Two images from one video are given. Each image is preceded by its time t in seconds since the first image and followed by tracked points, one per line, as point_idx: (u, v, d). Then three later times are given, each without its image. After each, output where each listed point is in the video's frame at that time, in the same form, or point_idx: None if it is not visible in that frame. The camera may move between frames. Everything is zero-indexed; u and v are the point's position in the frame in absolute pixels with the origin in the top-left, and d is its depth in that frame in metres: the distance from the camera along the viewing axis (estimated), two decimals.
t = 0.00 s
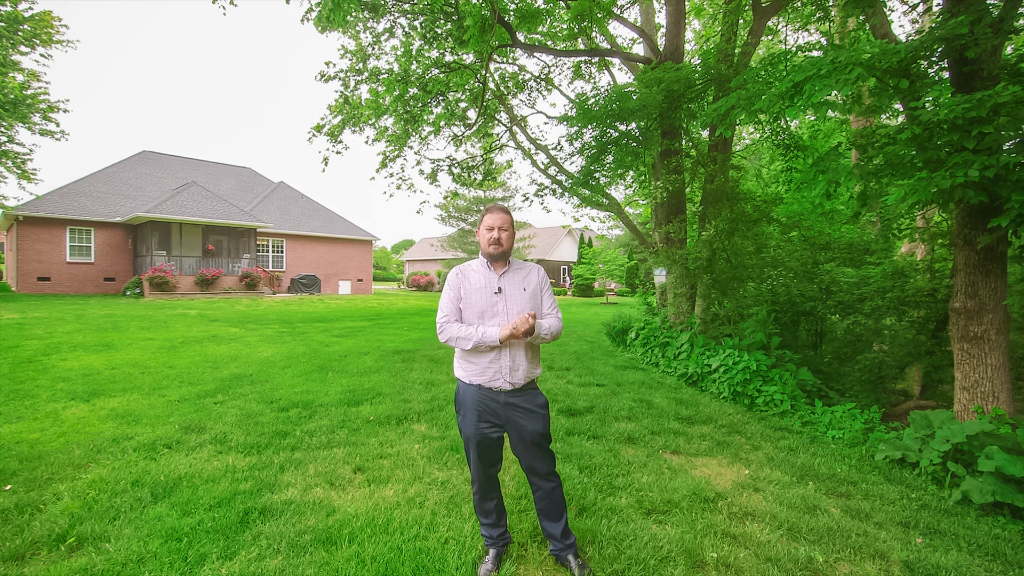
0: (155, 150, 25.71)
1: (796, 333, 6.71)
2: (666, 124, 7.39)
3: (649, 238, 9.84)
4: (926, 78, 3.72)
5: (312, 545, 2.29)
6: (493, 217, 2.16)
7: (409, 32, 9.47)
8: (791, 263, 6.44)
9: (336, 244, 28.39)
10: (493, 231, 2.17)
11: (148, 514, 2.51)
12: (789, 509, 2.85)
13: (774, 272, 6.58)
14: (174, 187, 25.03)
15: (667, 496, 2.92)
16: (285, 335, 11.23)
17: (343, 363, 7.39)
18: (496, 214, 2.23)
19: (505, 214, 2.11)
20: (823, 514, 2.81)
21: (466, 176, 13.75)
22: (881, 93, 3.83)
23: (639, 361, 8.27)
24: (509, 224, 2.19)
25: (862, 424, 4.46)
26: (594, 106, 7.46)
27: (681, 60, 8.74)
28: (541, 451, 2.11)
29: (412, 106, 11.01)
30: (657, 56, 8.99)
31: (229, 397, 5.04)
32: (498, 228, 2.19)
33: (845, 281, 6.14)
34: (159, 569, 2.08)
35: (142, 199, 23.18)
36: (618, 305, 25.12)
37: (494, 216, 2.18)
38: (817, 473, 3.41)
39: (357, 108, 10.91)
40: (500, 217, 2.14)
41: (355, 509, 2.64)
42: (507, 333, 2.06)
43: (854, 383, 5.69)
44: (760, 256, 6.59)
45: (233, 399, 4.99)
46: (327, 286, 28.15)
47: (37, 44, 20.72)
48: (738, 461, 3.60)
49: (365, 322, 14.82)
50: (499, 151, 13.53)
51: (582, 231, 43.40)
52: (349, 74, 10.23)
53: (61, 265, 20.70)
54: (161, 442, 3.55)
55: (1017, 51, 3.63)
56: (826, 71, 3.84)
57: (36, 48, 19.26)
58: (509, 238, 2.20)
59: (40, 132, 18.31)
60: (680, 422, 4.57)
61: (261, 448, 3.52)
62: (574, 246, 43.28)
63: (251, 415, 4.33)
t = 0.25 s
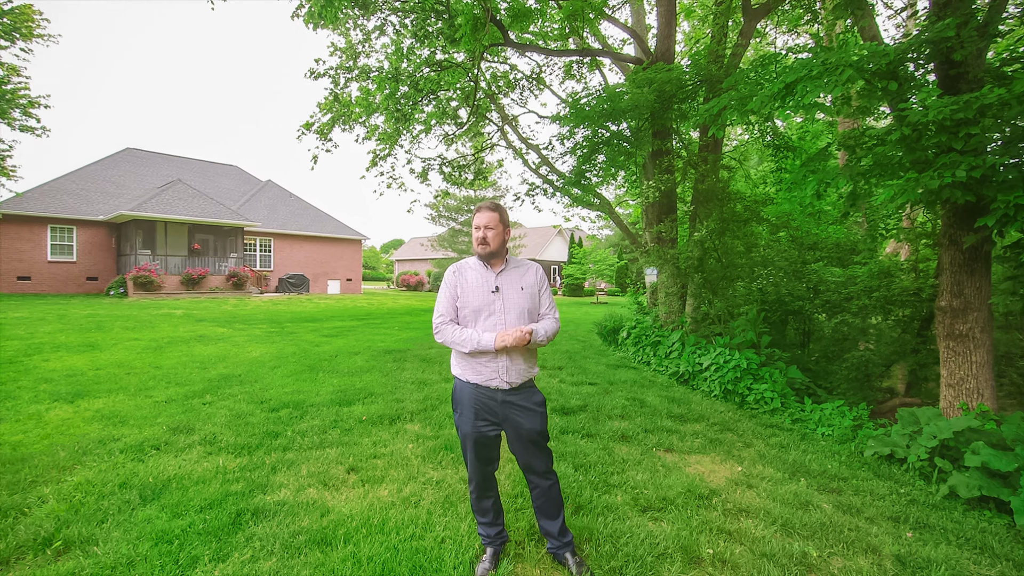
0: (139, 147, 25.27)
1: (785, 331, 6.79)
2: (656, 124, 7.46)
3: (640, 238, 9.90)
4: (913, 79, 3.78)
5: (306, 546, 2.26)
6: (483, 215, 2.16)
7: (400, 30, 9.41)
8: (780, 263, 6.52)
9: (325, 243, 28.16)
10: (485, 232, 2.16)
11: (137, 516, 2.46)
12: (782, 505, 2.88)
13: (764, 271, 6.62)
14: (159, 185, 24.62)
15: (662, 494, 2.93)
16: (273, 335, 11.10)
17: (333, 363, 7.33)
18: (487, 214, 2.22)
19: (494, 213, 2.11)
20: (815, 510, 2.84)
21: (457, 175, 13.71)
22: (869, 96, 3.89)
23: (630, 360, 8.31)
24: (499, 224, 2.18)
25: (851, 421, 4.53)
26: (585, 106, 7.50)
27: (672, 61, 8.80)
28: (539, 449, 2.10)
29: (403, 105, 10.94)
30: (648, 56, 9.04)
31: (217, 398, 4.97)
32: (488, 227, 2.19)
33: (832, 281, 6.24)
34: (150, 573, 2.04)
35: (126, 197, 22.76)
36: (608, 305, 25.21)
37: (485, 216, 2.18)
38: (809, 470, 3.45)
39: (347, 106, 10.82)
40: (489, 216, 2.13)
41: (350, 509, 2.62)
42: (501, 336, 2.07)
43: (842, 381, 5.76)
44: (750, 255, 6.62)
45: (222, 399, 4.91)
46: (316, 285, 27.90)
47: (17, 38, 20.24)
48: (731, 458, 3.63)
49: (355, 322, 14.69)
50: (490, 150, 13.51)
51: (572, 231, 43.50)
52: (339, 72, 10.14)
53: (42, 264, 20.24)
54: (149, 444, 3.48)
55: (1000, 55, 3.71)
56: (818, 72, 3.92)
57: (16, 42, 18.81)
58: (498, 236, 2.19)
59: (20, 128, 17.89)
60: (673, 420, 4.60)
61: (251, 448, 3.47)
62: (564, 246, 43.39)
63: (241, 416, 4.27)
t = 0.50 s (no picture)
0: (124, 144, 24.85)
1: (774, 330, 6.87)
2: (648, 125, 7.53)
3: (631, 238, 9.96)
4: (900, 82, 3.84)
5: (301, 547, 2.24)
6: (474, 213, 2.18)
7: (390, 28, 9.36)
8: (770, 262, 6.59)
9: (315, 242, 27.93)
10: (478, 230, 2.18)
11: (127, 518, 2.42)
12: (774, 500, 2.91)
13: (754, 271, 6.60)
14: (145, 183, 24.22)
15: (657, 491, 2.95)
16: (262, 335, 10.99)
17: (324, 363, 7.27)
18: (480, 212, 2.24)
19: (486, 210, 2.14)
20: (807, 505, 2.88)
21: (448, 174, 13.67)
22: (858, 98, 3.95)
23: (622, 359, 8.35)
24: (492, 220, 2.19)
25: (840, 418, 4.60)
26: (577, 106, 7.55)
27: (663, 61, 8.86)
28: (536, 447, 2.11)
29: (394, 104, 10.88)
30: (639, 57, 9.09)
31: (206, 398, 4.90)
32: (481, 224, 2.20)
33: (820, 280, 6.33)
34: None
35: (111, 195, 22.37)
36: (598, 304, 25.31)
37: (477, 213, 2.21)
38: (799, 466, 3.50)
39: (337, 104, 10.74)
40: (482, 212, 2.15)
41: (345, 509, 2.60)
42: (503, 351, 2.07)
43: (830, 379, 5.85)
44: (740, 255, 6.60)
45: (211, 400, 4.85)
46: (306, 285, 27.65)
47: None
48: (724, 455, 3.67)
49: (345, 322, 14.60)
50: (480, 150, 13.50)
51: (562, 231, 43.62)
52: (329, 70, 10.05)
53: (23, 263, 19.80)
54: (137, 445, 3.43)
55: (984, 59, 3.79)
56: (808, 75, 3.98)
57: None
58: (491, 233, 2.20)
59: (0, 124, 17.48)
60: (665, 418, 4.64)
61: (243, 449, 3.43)
62: (554, 246, 43.51)
63: (231, 417, 4.22)
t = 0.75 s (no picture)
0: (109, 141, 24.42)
1: (764, 329, 6.95)
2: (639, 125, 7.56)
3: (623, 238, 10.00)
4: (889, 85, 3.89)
5: (298, 548, 2.23)
6: (472, 212, 2.15)
7: (380, 26, 9.30)
8: (760, 262, 6.67)
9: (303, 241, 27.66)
10: (473, 230, 2.15)
11: (117, 521, 2.38)
12: (767, 496, 2.95)
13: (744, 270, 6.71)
14: (130, 181, 23.82)
15: (652, 488, 2.98)
16: (251, 335, 10.87)
17: (315, 364, 7.21)
18: (478, 210, 2.20)
19: (482, 211, 2.10)
20: (799, 501, 2.92)
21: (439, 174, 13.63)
22: (846, 100, 4.01)
23: (614, 359, 8.39)
24: (488, 219, 2.16)
25: (829, 415, 4.67)
26: (568, 106, 7.58)
27: (655, 62, 8.91)
28: (534, 445, 2.12)
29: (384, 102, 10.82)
30: (630, 58, 9.13)
31: (196, 399, 4.83)
32: (478, 223, 2.18)
33: (809, 280, 6.43)
34: None
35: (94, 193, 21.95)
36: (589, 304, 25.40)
37: (474, 212, 2.16)
38: (791, 462, 3.55)
39: (327, 102, 10.66)
40: (477, 212, 2.12)
41: (340, 509, 2.58)
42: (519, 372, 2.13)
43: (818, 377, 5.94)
44: (730, 255, 6.71)
45: (201, 401, 4.78)
46: (295, 285, 27.39)
47: None
48: (717, 453, 3.70)
49: (335, 322, 14.48)
50: (471, 149, 13.46)
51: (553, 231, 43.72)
52: (319, 67, 9.97)
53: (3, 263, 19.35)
54: (126, 447, 3.37)
55: (969, 63, 3.87)
56: (799, 76, 4.02)
57: None
58: (488, 232, 2.18)
59: None
60: (658, 416, 4.67)
61: (234, 450, 3.39)
62: (545, 246, 43.60)
63: (221, 418, 4.16)
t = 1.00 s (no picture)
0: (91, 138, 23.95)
1: (754, 328, 7.04)
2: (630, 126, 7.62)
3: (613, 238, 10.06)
4: (876, 87, 3.99)
5: (295, 548, 2.21)
6: (473, 212, 2.15)
7: (371, 25, 9.25)
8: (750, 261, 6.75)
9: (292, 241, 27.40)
10: (474, 230, 2.14)
11: (109, 524, 2.34)
12: (761, 493, 2.99)
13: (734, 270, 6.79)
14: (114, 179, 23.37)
15: (648, 485, 3.00)
16: (239, 336, 10.73)
17: (305, 364, 7.15)
18: (478, 210, 2.21)
19: (483, 212, 2.10)
20: (792, 496, 2.97)
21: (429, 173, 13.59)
22: (834, 103, 4.09)
23: (605, 358, 8.43)
24: (489, 218, 2.16)
25: (818, 412, 4.74)
26: (559, 106, 7.63)
27: (645, 64, 8.97)
28: (533, 442, 2.13)
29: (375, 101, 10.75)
30: (621, 59, 9.19)
31: (184, 401, 4.76)
32: (478, 224, 2.18)
33: (797, 280, 6.53)
34: None
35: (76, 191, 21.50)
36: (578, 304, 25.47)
37: (475, 212, 2.17)
38: (782, 459, 3.60)
39: (317, 101, 10.57)
40: (478, 212, 2.12)
41: (337, 510, 2.56)
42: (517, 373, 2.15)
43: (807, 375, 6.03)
44: (721, 255, 6.78)
45: (190, 402, 4.71)
46: (283, 284, 27.10)
47: None
48: (710, 450, 3.75)
49: (324, 322, 14.36)
50: (462, 149, 13.44)
51: (543, 231, 43.80)
52: (309, 65, 9.88)
53: None
54: (115, 449, 3.31)
55: (951, 68, 3.97)
56: (790, 78, 4.08)
57: None
58: (489, 233, 2.19)
59: None
60: (651, 415, 4.71)
61: (226, 451, 3.35)
62: (535, 246, 43.66)
63: (212, 419, 4.11)
